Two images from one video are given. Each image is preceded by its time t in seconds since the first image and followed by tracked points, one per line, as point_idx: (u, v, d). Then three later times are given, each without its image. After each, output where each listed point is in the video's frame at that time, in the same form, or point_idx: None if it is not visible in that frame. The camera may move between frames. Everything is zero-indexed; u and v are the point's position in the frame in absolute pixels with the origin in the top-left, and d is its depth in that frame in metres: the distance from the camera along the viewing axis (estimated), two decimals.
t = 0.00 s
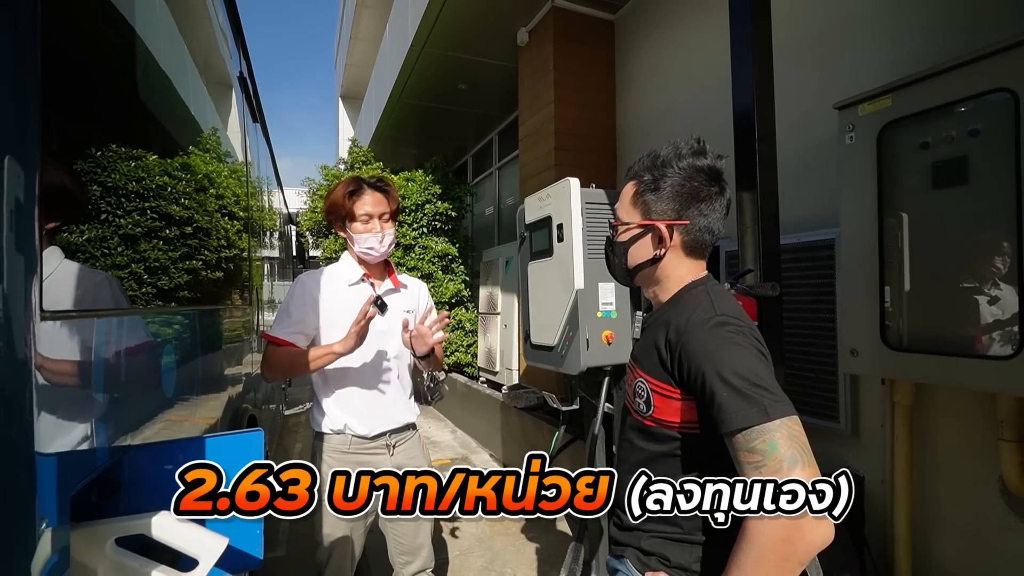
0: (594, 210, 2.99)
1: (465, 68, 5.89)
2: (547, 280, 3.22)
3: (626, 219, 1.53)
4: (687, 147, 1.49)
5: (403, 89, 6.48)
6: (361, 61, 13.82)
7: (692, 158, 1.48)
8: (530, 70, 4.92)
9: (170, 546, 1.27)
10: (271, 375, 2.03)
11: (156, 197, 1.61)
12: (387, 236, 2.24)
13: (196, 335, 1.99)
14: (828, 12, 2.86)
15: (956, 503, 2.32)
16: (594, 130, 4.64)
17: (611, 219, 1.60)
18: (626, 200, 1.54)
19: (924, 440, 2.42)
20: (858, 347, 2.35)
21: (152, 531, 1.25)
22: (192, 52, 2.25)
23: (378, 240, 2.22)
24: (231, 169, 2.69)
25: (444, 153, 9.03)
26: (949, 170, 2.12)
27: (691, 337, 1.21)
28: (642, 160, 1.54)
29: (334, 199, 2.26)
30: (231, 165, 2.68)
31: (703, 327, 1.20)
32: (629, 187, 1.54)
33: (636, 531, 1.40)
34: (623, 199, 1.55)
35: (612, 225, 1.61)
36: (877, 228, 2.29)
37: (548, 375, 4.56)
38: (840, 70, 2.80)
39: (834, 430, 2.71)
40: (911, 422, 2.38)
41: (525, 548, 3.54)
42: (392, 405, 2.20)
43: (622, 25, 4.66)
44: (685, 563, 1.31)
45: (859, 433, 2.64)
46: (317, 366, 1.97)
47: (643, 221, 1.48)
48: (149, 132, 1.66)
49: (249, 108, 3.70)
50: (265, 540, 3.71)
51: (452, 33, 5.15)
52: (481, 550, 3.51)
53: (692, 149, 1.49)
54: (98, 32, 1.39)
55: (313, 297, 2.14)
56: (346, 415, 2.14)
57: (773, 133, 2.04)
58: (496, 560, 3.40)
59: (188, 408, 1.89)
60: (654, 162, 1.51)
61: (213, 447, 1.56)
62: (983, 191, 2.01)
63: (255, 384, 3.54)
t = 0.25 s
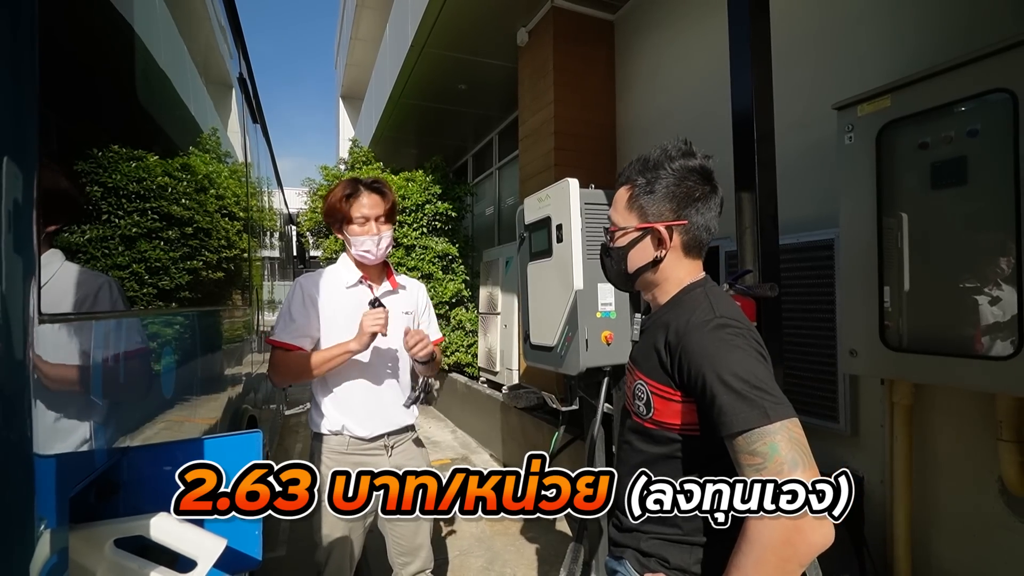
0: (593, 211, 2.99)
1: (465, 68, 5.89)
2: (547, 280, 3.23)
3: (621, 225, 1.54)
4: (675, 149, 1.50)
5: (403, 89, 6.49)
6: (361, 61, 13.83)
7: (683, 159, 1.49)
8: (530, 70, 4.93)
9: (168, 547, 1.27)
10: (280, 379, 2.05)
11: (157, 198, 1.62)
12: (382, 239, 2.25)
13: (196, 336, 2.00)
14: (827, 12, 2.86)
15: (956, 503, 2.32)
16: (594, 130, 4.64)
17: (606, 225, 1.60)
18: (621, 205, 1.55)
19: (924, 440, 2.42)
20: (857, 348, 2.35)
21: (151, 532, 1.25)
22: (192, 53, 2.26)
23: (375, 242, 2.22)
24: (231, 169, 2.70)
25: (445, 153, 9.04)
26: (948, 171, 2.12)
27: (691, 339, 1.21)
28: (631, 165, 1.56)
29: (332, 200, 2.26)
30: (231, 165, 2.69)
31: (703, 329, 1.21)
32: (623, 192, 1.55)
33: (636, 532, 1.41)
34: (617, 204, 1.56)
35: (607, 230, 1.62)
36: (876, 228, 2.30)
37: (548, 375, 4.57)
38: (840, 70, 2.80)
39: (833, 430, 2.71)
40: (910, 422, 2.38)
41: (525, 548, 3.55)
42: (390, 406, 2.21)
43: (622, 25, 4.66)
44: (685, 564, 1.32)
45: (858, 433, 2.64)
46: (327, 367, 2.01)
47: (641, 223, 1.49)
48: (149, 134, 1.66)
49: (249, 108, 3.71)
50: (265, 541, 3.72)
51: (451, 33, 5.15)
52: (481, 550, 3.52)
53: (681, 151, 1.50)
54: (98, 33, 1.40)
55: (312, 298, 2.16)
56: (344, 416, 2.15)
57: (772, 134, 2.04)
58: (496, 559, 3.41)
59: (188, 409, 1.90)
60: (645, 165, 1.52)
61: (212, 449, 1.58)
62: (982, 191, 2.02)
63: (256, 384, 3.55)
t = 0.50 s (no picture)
0: (593, 211, 2.99)
1: (466, 68, 5.89)
2: (547, 281, 3.23)
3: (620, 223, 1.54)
4: (673, 150, 1.50)
5: (404, 89, 6.49)
6: (362, 61, 13.84)
7: (680, 160, 1.50)
8: (530, 70, 4.93)
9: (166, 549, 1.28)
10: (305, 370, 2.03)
11: (158, 198, 1.62)
12: (376, 232, 2.24)
13: (196, 336, 2.00)
14: (828, 12, 2.86)
15: (957, 504, 2.32)
16: (594, 131, 4.64)
17: (606, 227, 1.60)
18: (619, 206, 1.55)
19: (925, 441, 2.42)
20: (858, 348, 2.35)
21: (148, 533, 1.26)
22: (193, 53, 2.26)
23: (371, 236, 2.22)
24: (231, 170, 2.69)
25: (445, 153, 9.04)
26: (949, 171, 2.12)
27: (692, 340, 1.21)
28: (630, 164, 1.56)
29: (322, 203, 2.28)
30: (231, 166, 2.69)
31: (705, 330, 1.21)
32: (622, 193, 1.54)
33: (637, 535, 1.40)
34: (616, 205, 1.55)
35: (606, 232, 1.61)
36: (877, 229, 2.29)
37: (548, 375, 4.57)
38: (840, 70, 2.80)
39: (834, 431, 2.71)
40: (911, 423, 2.38)
41: (525, 549, 3.54)
42: (390, 407, 2.21)
43: (622, 25, 4.66)
44: (687, 566, 1.31)
45: (859, 434, 2.64)
46: (336, 345, 2.00)
47: (641, 225, 1.48)
48: (149, 133, 1.66)
49: (249, 109, 3.71)
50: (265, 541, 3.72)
51: (452, 33, 5.15)
52: (481, 551, 3.52)
53: (679, 152, 1.50)
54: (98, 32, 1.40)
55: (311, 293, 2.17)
56: (342, 419, 2.14)
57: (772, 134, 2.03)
58: (496, 560, 3.41)
59: (188, 409, 1.89)
60: (644, 165, 1.52)
61: (211, 452, 1.57)
62: (984, 191, 2.01)
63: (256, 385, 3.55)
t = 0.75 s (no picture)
0: (593, 211, 2.99)
1: (466, 68, 5.89)
2: (547, 281, 3.23)
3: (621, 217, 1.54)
4: (676, 150, 1.50)
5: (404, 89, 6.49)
6: (362, 61, 13.84)
7: (684, 160, 1.50)
8: (530, 70, 4.92)
9: (163, 550, 1.26)
10: (325, 364, 2.02)
11: (158, 198, 1.62)
12: (375, 236, 2.25)
13: (195, 337, 1.99)
14: (828, 12, 2.86)
15: (957, 504, 2.31)
16: (594, 130, 4.64)
17: (606, 226, 1.59)
18: (621, 205, 1.54)
19: (926, 441, 2.41)
20: (858, 349, 2.35)
21: (146, 535, 1.25)
22: (192, 53, 2.26)
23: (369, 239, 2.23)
24: (231, 170, 2.68)
25: (445, 153, 9.04)
26: (949, 171, 2.12)
27: (694, 341, 1.21)
28: (633, 161, 1.55)
29: (319, 205, 2.27)
30: (231, 166, 2.69)
31: (706, 331, 1.20)
32: (624, 191, 1.54)
33: (638, 536, 1.39)
34: (617, 204, 1.54)
35: (606, 231, 1.60)
36: (877, 229, 2.29)
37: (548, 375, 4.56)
38: (840, 70, 2.79)
39: (834, 431, 2.70)
40: (912, 423, 2.37)
41: (524, 550, 3.54)
42: (393, 406, 2.22)
43: (622, 25, 4.66)
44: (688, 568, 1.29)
45: (859, 434, 2.64)
46: (352, 334, 2.02)
47: (643, 225, 1.47)
48: (149, 134, 1.66)
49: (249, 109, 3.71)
50: (265, 542, 3.72)
51: (452, 33, 5.14)
52: (481, 551, 3.52)
53: (682, 152, 1.50)
54: (97, 32, 1.40)
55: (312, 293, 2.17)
56: (346, 419, 2.13)
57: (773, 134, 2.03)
58: (496, 561, 3.41)
59: (187, 410, 1.88)
60: (646, 164, 1.51)
61: (209, 453, 1.57)
62: (984, 191, 2.01)
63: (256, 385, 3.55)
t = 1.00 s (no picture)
0: (593, 211, 2.99)
1: (466, 68, 5.88)
2: (546, 281, 3.23)
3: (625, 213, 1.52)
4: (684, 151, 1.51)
5: (404, 89, 6.48)
6: (362, 61, 13.84)
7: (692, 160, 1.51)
8: (530, 70, 4.92)
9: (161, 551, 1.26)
10: (328, 363, 2.01)
11: (158, 198, 1.62)
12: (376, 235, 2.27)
13: (194, 337, 1.99)
14: (828, 12, 2.86)
15: (957, 505, 2.31)
16: (594, 130, 4.64)
17: (610, 223, 1.56)
18: (629, 202, 1.51)
19: (926, 442, 2.41)
20: (858, 349, 2.34)
21: (144, 536, 1.24)
22: (192, 53, 2.25)
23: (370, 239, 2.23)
24: (231, 169, 2.68)
25: (445, 153, 9.04)
26: (949, 171, 2.12)
27: (696, 341, 1.21)
28: (648, 156, 1.52)
29: (320, 205, 2.25)
30: (231, 166, 2.69)
31: (709, 330, 1.21)
32: (632, 188, 1.51)
33: (638, 536, 1.39)
34: (625, 201, 1.52)
35: (609, 228, 1.56)
36: (878, 229, 2.29)
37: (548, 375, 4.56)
38: (841, 70, 2.79)
39: (835, 431, 2.70)
40: (911, 423, 2.37)
41: (524, 550, 3.54)
42: (390, 406, 2.21)
43: (623, 25, 4.65)
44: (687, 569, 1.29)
45: (859, 434, 2.64)
46: (354, 333, 2.02)
47: (657, 222, 1.46)
48: (150, 134, 1.67)
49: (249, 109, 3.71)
50: (265, 542, 3.72)
51: (452, 33, 5.14)
52: (481, 552, 3.52)
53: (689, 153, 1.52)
54: (97, 32, 1.40)
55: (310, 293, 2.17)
56: (344, 419, 2.13)
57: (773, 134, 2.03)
58: (496, 561, 3.41)
59: (186, 410, 1.88)
60: (658, 160, 1.50)
61: (207, 454, 1.57)
62: (984, 191, 2.01)
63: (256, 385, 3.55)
